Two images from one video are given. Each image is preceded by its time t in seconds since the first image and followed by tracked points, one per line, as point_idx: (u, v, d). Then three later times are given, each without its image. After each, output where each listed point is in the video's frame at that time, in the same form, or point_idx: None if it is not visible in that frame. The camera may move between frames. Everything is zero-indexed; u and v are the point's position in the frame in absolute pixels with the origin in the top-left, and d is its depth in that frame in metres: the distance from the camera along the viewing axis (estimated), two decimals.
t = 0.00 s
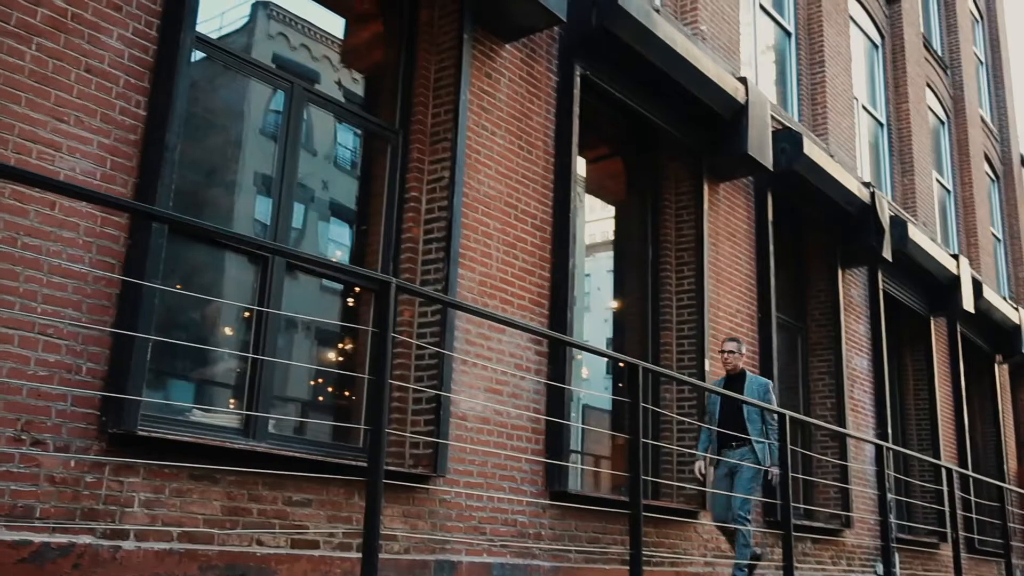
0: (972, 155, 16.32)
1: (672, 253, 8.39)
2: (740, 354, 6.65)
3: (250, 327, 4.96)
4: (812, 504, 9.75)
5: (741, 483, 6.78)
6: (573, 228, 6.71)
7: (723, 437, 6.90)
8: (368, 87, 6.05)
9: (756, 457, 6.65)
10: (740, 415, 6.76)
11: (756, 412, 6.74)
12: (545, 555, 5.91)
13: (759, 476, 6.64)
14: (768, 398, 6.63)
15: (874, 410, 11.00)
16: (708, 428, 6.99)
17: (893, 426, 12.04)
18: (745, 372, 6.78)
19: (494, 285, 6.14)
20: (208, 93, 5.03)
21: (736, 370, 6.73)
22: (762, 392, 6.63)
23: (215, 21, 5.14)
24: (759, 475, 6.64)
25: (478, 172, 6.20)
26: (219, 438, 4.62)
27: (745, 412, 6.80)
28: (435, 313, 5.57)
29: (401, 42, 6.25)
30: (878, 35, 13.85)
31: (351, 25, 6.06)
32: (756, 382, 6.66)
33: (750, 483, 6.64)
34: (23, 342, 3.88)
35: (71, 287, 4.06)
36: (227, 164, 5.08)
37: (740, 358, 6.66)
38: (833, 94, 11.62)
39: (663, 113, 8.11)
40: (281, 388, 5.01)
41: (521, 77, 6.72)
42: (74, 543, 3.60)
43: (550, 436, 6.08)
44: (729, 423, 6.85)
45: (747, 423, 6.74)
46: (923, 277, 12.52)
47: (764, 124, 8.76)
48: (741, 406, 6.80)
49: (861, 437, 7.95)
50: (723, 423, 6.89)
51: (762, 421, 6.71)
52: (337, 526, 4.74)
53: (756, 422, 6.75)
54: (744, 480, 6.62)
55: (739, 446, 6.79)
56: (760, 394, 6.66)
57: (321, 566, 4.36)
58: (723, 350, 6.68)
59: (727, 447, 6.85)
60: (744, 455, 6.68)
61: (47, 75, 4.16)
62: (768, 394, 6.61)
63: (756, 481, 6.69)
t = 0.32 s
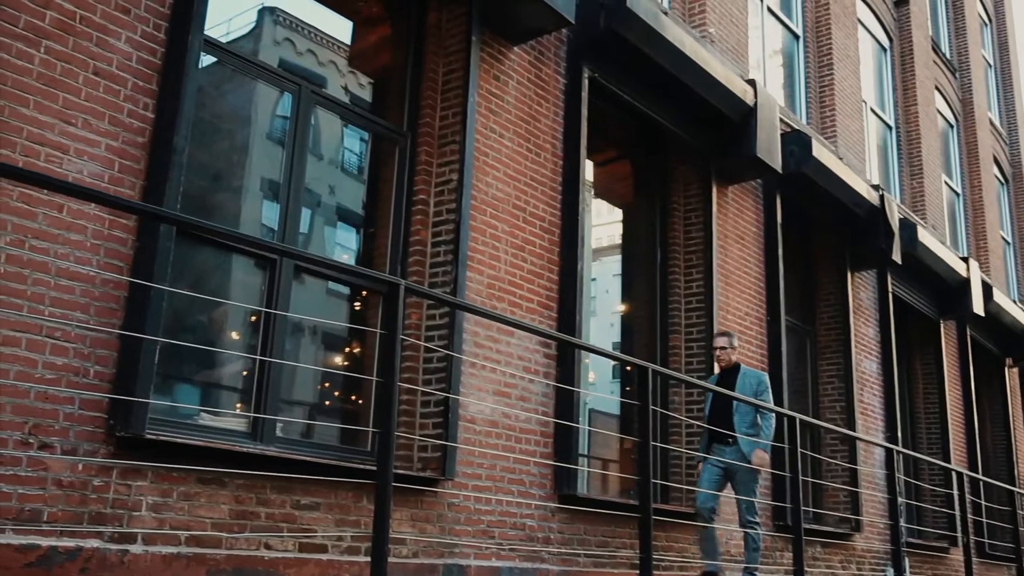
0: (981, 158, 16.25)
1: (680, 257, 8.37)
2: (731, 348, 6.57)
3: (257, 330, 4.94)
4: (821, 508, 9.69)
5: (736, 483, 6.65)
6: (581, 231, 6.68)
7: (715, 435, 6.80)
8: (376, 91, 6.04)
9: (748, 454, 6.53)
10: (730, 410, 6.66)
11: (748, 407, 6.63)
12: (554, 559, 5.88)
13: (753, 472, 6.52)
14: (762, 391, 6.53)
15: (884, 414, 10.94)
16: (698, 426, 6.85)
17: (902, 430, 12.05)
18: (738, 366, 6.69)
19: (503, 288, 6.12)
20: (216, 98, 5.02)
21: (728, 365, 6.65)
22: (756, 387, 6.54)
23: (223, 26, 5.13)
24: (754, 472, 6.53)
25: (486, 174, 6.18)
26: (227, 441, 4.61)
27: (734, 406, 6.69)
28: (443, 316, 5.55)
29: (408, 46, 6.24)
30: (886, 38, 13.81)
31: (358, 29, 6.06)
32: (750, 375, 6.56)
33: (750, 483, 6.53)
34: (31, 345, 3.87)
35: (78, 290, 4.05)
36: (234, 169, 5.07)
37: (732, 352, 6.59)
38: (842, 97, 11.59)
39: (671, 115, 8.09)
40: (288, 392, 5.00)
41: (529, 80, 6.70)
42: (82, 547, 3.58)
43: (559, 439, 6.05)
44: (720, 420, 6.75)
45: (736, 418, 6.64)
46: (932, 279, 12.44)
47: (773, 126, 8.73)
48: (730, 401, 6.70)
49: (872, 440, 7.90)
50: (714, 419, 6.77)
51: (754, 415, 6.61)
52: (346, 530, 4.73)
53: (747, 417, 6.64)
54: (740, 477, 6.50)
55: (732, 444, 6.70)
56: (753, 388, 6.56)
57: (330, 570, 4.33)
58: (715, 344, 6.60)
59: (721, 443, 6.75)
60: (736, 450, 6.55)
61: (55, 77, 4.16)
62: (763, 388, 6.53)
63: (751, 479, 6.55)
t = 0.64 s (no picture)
0: (989, 159, 16.19)
1: (688, 257, 8.35)
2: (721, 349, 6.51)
3: (264, 331, 4.92)
4: (829, 509, 9.65)
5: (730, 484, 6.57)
6: (588, 231, 6.66)
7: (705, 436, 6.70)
8: (382, 91, 6.02)
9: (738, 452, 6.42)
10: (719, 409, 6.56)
11: (738, 406, 6.58)
12: (562, 561, 5.85)
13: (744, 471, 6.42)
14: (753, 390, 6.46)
15: (892, 415, 10.89)
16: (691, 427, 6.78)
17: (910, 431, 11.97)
18: (728, 366, 6.62)
19: (511, 289, 6.09)
20: (221, 100, 4.99)
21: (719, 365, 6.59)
22: (747, 386, 6.48)
23: (228, 28, 5.10)
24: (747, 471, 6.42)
25: (493, 174, 6.15)
26: (234, 442, 4.59)
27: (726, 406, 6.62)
28: (451, 316, 5.52)
29: (414, 46, 6.23)
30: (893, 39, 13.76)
31: (365, 29, 6.04)
32: (741, 375, 6.51)
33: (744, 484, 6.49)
34: (38, 345, 3.86)
35: (85, 291, 4.03)
36: (240, 171, 5.04)
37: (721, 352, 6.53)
38: (849, 97, 11.54)
39: (678, 116, 8.06)
40: (294, 393, 4.97)
41: (537, 80, 6.68)
42: (89, 548, 3.56)
43: (566, 440, 6.02)
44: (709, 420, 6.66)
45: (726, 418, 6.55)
46: (940, 281, 12.37)
47: (781, 127, 8.70)
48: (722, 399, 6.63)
49: (881, 441, 7.85)
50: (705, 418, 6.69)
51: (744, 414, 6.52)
52: (354, 531, 4.70)
53: (738, 416, 6.55)
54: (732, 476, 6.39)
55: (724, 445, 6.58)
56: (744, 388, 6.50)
57: (337, 572, 4.30)
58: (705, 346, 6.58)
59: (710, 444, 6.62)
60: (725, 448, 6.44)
61: (62, 77, 4.14)
62: (753, 387, 6.46)
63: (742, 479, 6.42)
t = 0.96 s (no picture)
0: (996, 160, 16.12)
1: (696, 257, 8.32)
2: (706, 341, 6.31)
3: (272, 330, 4.90)
4: (838, 511, 9.60)
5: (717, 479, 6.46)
6: (596, 231, 6.62)
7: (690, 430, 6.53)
8: (390, 91, 6.00)
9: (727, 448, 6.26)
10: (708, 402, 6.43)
11: (726, 398, 6.45)
12: (571, 563, 5.82)
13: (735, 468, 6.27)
14: (742, 384, 6.28)
15: (901, 417, 10.83)
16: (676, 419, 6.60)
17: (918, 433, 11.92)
18: (714, 359, 6.41)
19: (519, 288, 6.06)
20: (228, 100, 4.97)
21: (705, 358, 6.35)
22: (735, 380, 6.28)
23: (233, 28, 5.08)
24: (735, 469, 6.28)
25: (501, 173, 6.13)
26: (242, 441, 4.57)
27: (714, 399, 6.48)
28: (460, 315, 5.50)
29: (421, 45, 6.21)
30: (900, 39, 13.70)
31: (372, 27, 6.02)
32: (729, 369, 6.30)
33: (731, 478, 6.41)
34: (45, 343, 3.84)
35: (93, 289, 4.01)
36: (246, 171, 5.01)
37: (707, 345, 6.32)
38: (857, 98, 11.49)
39: (686, 116, 8.02)
40: (301, 393, 4.95)
41: (544, 78, 6.65)
42: (97, 548, 3.53)
43: (575, 440, 5.99)
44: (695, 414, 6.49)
45: (715, 411, 6.42)
46: (948, 282, 12.31)
47: (789, 126, 8.66)
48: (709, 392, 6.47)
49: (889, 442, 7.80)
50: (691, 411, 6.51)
51: (733, 409, 6.40)
52: (362, 531, 4.67)
53: (728, 411, 6.42)
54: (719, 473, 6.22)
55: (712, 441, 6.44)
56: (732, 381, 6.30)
57: (345, 572, 4.27)
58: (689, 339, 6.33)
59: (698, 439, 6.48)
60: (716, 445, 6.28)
61: (69, 74, 4.12)
62: (742, 380, 6.27)
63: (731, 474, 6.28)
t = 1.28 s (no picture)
0: (1008, 158, 16.02)
1: (707, 256, 8.28)
2: (704, 329, 6.12)
3: (283, 329, 4.89)
4: (851, 511, 9.54)
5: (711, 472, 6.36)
6: (607, 229, 6.60)
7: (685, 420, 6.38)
8: (401, 89, 5.99)
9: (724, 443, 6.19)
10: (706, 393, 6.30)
11: (724, 390, 6.32)
12: (583, 563, 5.79)
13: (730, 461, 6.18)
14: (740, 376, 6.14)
15: (913, 416, 10.77)
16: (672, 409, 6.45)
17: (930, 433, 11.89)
18: (713, 349, 6.25)
19: (530, 287, 6.04)
20: (237, 99, 4.96)
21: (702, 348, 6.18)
22: (735, 371, 6.12)
23: (242, 28, 5.05)
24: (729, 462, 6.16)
25: (513, 172, 6.11)
26: (253, 440, 4.55)
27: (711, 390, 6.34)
28: (471, 313, 5.48)
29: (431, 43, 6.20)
30: (911, 38, 13.63)
31: (382, 26, 6.01)
32: (728, 359, 6.12)
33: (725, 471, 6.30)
34: (58, 341, 3.83)
35: (105, 287, 4.00)
36: (255, 171, 5.00)
37: (705, 335, 6.13)
38: (868, 97, 11.43)
39: (697, 114, 7.99)
40: (312, 391, 4.93)
41: (555, 76, 6.63)
42: (109, 546, 3.52)
43: (587, 438, 5.97)
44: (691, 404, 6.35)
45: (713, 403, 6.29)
46: (960, 282, 12.24)
47: (801, 124, 8.61)
48: (707, 383, 6.34)
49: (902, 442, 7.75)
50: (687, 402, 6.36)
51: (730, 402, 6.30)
52: (373, 530, 4.66)
53: (724, 403, 6.33)
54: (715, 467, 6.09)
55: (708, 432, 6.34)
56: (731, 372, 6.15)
57: (357, 571, 4.24)
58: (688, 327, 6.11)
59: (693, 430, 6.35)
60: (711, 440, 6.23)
61: (80, 71, 4.12)
62: (741, 372, 6.13)
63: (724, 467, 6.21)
